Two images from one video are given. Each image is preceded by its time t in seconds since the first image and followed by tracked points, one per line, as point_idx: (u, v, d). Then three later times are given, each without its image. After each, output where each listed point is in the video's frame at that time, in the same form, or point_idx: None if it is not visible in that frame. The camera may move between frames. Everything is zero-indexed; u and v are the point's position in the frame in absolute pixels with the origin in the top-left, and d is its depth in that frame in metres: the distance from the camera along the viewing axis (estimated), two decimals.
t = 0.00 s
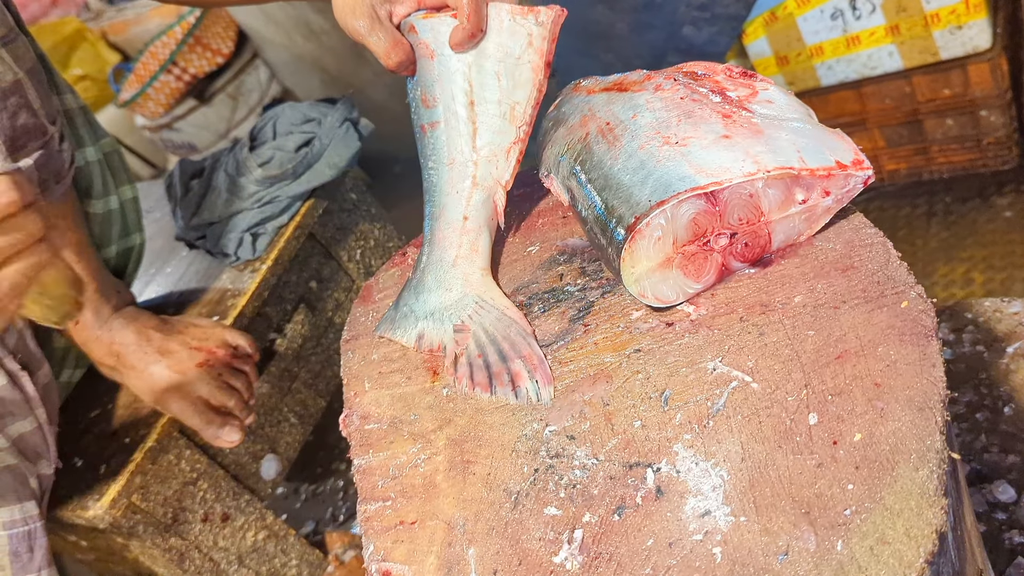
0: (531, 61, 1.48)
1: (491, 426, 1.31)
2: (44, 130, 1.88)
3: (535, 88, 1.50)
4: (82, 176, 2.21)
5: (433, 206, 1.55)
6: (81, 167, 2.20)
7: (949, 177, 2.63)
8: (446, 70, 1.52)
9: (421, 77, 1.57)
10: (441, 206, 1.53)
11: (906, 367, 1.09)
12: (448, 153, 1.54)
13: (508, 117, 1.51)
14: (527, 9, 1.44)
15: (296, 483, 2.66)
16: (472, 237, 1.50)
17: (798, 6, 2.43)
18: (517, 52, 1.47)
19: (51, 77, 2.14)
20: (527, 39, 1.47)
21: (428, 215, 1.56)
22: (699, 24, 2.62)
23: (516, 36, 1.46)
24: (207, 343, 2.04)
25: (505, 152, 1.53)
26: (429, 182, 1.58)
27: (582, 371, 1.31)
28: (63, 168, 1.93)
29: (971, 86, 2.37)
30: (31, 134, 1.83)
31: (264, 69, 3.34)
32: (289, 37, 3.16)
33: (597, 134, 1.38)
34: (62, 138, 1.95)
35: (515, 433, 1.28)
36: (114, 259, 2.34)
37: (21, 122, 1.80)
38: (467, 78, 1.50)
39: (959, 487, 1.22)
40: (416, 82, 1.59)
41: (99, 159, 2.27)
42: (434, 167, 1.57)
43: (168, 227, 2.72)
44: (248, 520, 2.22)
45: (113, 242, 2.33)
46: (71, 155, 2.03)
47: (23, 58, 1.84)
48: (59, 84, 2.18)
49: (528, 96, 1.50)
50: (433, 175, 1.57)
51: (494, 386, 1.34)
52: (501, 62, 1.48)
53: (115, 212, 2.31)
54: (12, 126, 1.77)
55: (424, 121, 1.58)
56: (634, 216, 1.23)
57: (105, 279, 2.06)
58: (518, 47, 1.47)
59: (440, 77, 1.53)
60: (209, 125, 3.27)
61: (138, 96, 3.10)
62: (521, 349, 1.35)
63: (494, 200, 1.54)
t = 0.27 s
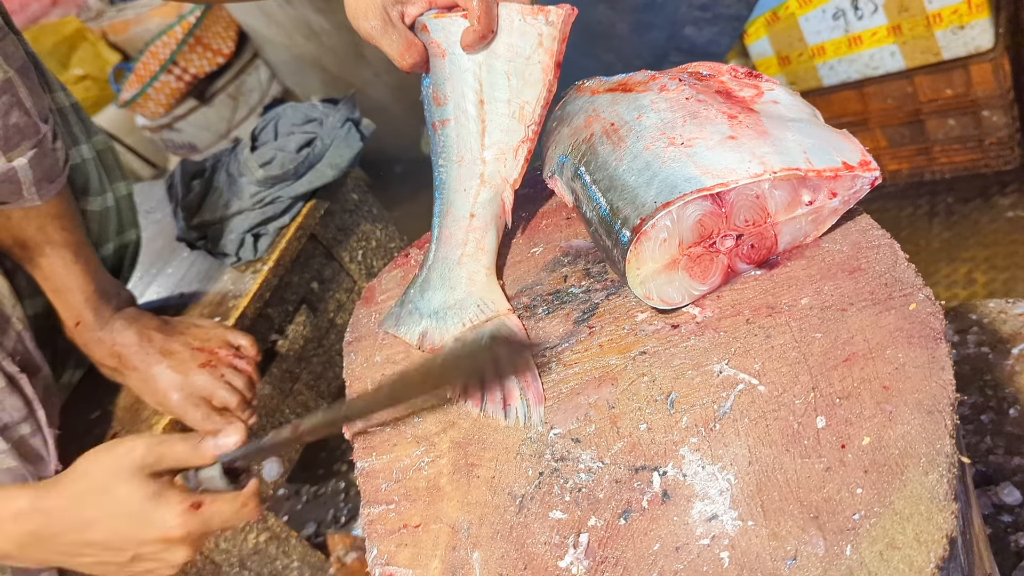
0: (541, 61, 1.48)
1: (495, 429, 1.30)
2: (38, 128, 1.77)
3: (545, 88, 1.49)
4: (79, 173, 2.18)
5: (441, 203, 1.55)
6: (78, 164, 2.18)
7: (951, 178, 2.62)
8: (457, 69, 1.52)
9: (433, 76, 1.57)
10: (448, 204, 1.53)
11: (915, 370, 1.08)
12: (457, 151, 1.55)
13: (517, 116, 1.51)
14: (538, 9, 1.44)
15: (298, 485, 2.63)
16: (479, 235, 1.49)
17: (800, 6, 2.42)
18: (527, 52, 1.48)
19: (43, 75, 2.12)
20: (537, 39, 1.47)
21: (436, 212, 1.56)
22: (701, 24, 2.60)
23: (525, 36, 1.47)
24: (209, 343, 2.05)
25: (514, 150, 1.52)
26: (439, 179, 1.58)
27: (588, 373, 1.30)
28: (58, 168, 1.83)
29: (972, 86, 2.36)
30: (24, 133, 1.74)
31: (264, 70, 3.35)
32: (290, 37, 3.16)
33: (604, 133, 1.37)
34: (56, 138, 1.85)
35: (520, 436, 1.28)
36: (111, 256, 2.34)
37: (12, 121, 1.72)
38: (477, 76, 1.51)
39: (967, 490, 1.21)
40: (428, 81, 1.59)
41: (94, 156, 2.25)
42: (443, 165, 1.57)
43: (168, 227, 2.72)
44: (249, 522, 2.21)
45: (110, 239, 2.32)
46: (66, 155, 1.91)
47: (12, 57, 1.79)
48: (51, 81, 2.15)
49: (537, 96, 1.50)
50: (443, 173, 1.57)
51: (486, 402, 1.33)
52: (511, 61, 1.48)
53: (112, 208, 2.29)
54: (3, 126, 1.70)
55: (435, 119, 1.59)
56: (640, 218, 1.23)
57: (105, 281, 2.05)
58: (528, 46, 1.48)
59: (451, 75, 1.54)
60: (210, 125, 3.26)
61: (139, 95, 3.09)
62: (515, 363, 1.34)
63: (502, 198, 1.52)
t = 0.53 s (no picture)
0: (540, 65, 1.45)
1: (500, 429, 1.29)
2: (41, 132, 1.77)
3: (544, 94, 1.47)
4: (80, 175, 2.18)
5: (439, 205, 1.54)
6: (80, 167, 2.18)
7: (952, 177, 2.60)
8: (456, 72, 1.50)
9: (432, 79, 1.55)
10: (447, 206, 1.51)
11: (925, 367, 1.07)
12: (455, 154, 1.53)
13: (515, 120, 1.48)
14: (538, 14, 1.42)
15: (299, 484, 2.64)
16: (478, 236, 1.48)
17: (802, 5, 2.40)
18: (527, 55, 1.45)
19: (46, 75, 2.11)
20: (537, 43, 1.44)
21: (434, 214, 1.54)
22: (702, 23, 2.66)
23: (525, 40, 1.44)
24: (209, 343, 2.02)
25: (512, 154, 1.50)
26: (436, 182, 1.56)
27: (593, 371, 1.29)
28: (60, 171, 1.84)
29: (974, 85, 2.35)
30: (26, 137, 1.73)
31: (264, 70, 3.34)
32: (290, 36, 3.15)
33: (607, 131, 1.36)
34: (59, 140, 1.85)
35: (524, 435, 1.26)
36: (114, 258, 2.33)
37: (16, 125, 1.71)
38: (476, 79, 1.48)
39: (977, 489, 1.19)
40: (427, 83, 1.57)
41: (98, 158, 2.25)
42: (441, 168, 1.55)
43: (170, 227, 2.70)
44: (250, 522, 2.20)
45: (112, 241, 2.31)
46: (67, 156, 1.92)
47: (16, 59, 1.76)
48: (54, 82, 2.14)
49: (536, 101, 1.47)
50: (441, 176, 1.55)
51: (489, 402, 1.32)
52: (511, 65, 1.46)
53: (115, 210, 2.29)
54: (6, 130, 1.69)
55: (433, 121, 1.57)
56: (645, 214, 1.21)
57: (106, 280, 2.03)
58: (527, 50, 1.45)
59: (450, 78, 1.52)
60: (210, 125, 3.25)
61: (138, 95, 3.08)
62: (521, 363, 1.33)
63: (500, 200, 1.51)
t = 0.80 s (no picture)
0: (527, 66, 1.46)
1: (501, 430, 1.29)
2: (35, 135, 1.85)
3: (531, 94, 1.48)
4: (76, 177, 2.20)
5: (431, 204, 1.53)
6: (75, 167, 2.19)
7: (953, 176, 2.59)
8: (442, 72, 1.49)
9: (416, 80, 1.53)
10: (440, 204, 1.50)
11: (926, 368, 1.08)
12: (444, 153, 1.51)
13: (503, 118, 1.49)
14: (527, 16, 1.43)
15: (299, 484, 2.65)
16: (475, 232, 1.47)
17: (802, 5, 2.41)
18: (515, 56, 1.46)
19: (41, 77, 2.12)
20: (524, 44, 1.45)
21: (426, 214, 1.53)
22: (703, 24, 2.65)
23: (513, 41, 1.45)
24: (210, 344, 2.02)
25: (502, 151, 1.50)
26: (425, 182, 1.54)
27: (594, 372, 1.30)
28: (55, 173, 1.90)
29: (975, 85, 2.35)
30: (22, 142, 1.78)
31: (264, 70, 3.31)
32: (289, 36, 3.15)
33: (608, 132, 1.36)
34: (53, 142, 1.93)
35: (525, 436, 1.26)
36: (111, 259, 2.31)
37: (11, 128, 1.80)
38: (464, 80, 1.48)
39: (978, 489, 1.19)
40: (409, 86, 1.55)
41: (94, 159, 2.25)
42: (429, 168, 1.53)
43: (170, 227, 2.70)
44: (251, 522, 2.20)
45: (110, 241, 2.30)
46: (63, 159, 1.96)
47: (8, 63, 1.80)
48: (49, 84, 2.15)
49: (524, 100, 1.48)
50: (430, 176, 1.53)
51: (491, 402, 1.31)
52: (499, 65, 1.47)
53: (111, 210, 2.29)
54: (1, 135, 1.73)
55: (419, 122, 1.54)
56: (646, 215, 1.21)
57: (105, 282, 2.03)
58: (515, 52, 1.46)
59: (435, 79, 1.50)
60: (210, 125, 3.25)
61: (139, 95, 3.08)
62: (522, 363, 1.33)
63: (493, 196, 1.51)
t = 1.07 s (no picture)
0: (524, 66, 1.48)
1: (502, 431, 1.29)
2: (37, 134, 1.77)
3: (527, 95, 1.49)
4: (78, 176, 2.19)
5: (426, 202, 1.52)
6: (77, 167, 2.18)
7: (953, 177, 2.61)
8: (440, 72, 1.50)
9: (413, 78, 1.54)
10: (437, 202, 1.50)
11: (926, 369, 1.08)
12: (440, 151, 1.51)
13: (500, 118, 1.50)
14: (524, 18, 1.45)
15: (300, 485, 2.65)
16: (472, 229, 1.48)
17: (802, 6, 2.41)
18: (512, 57, 1.47)
19: (44, 78, 2.11)
20: (522, 46, 1.47)
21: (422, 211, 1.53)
22: (703, 24, 2.66)
23: (512, 42, 1.47)
24: (210, 345, 2.02)
25: (497, 151, 1.50)
26: (421, 180, 1.54)
27: (595, 372, 1.30)
28: (57, 174, 1.83)
29: (975, 86, 2.35)
30: (23, 140, 1.73)
31: (265, 69, 3.31)
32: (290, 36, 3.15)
33: (608, 133, 1.36)
34: (55, 142, 1.85)
35: (526, 437, 1.27)
36: (112, 258, 2.33)
37: (11, 127, 1.71)
38: (461, 79, 1.49)
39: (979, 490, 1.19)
40: (406, 84, 1.56)
41: (96, 159, 2.25)
42: (426, 166, 1.54)
43: (171, 227, 2.70)
44: (251, 523, 2.20)
45: (111, 241, 2.31)
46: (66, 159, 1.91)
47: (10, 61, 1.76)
48: (52, 85, 2.14)
49: (520, 100, 1.49)
50: (426, 173, 1.54)
51: (490, 403, 1.32)
52: (497, 65, 1.48)
53: (113, 210, 2.29)
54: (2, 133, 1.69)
55: (415, 120, 1.55)
56: (647, 216, 1.21)
57: (105, 282, 2.03)
58: (513, 53, 1.47)
59: (433, 77, 1.51)
60: (211, 125, 3.25)
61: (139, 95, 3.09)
62: (522, 365, 1.34)
63: (488, 196, 1.51)
